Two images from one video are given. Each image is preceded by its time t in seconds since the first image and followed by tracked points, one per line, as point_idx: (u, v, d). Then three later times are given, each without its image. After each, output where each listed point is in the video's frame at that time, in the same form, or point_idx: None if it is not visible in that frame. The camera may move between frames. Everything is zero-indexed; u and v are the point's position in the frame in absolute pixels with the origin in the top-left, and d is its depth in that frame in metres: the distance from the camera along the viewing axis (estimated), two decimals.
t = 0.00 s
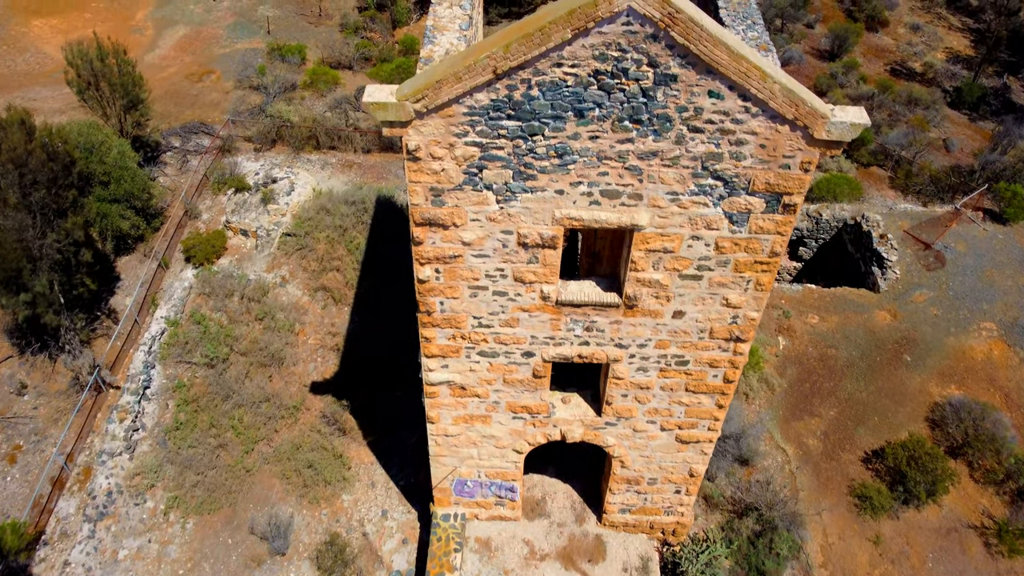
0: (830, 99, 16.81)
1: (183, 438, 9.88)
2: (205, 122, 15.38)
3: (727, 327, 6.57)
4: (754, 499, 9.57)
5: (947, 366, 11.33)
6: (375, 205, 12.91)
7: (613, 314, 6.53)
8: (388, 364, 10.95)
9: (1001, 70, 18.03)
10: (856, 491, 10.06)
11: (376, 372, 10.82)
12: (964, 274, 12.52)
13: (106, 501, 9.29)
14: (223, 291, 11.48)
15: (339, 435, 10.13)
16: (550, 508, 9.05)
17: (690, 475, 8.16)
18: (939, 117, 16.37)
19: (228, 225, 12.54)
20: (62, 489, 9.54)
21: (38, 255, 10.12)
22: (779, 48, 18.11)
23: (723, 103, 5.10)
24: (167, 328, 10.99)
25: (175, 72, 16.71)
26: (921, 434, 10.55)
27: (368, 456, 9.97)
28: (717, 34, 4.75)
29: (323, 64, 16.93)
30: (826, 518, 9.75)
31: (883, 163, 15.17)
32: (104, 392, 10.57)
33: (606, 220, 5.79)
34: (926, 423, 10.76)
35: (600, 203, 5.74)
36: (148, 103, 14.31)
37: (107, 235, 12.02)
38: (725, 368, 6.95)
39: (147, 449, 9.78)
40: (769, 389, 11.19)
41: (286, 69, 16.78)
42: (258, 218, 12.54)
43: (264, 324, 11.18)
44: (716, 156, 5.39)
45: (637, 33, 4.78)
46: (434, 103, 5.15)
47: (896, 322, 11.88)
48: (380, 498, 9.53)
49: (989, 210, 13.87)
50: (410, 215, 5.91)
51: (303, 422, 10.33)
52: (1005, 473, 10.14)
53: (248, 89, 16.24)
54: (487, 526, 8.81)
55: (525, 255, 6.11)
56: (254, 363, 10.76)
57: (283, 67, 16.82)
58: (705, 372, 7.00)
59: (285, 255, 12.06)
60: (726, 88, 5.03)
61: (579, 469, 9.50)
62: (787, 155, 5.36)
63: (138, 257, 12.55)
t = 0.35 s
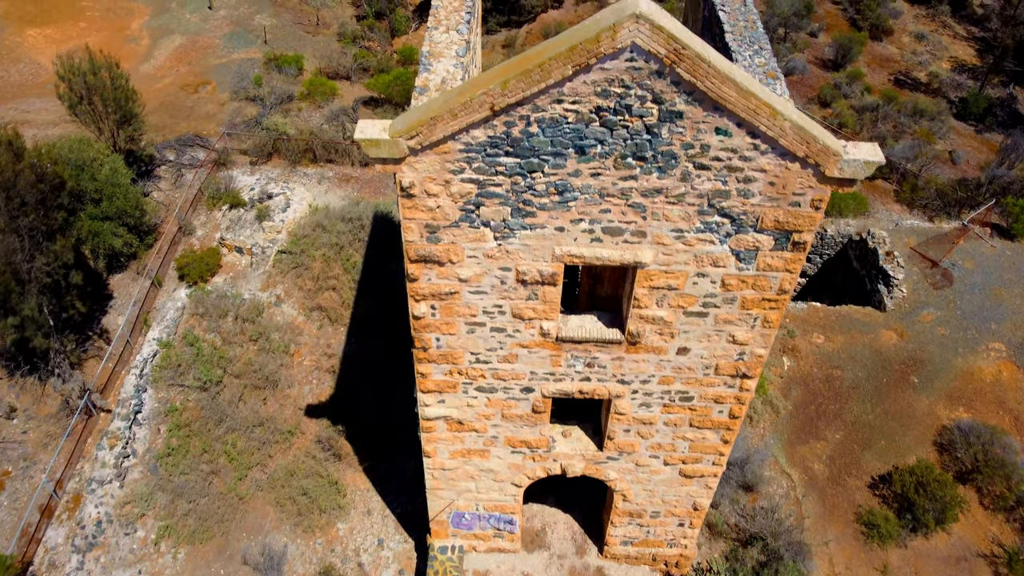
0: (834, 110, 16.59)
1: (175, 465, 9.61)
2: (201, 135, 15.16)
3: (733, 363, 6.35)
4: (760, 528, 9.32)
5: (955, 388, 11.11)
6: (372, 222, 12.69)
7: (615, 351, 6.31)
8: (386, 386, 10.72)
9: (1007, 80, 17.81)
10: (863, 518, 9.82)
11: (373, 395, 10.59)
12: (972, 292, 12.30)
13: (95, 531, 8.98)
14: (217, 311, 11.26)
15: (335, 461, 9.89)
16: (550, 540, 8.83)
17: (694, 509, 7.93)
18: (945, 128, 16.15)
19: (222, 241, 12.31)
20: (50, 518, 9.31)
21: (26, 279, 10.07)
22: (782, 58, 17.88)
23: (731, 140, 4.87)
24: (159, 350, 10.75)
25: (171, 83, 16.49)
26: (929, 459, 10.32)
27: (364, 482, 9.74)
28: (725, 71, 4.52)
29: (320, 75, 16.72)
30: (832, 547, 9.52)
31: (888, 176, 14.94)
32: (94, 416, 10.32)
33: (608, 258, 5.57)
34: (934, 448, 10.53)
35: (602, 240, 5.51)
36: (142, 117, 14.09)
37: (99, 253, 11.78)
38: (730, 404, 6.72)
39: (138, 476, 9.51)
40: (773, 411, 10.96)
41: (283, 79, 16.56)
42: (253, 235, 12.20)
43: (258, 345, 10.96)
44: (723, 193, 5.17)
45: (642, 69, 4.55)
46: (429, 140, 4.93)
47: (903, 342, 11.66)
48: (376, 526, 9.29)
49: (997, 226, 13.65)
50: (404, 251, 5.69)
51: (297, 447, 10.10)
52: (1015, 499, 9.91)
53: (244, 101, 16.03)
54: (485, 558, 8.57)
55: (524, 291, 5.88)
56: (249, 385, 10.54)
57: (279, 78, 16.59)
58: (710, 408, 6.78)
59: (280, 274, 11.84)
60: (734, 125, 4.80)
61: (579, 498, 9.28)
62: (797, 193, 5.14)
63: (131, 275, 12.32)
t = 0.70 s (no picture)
0: (837, 120, 16.39)
1: (166, 489, 9.39)
2: (196, 145, 14.97)
3: (739, 397, 6.15)
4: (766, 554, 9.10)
5: (963, 408, 10.91)
6: (370, 236, 12.47)
7: (617, 384, 6.11)
8: (383, 407, 10.50)
9: (1012, 89, 17.62)
10: (869, 542, 9.61)
11: (370, 415, 10.36)
12: (979, 309, 12.11)
13: (85, 557, 8.77)
14: (211, 329, 11.05)
15: (330, 484, 9.66)
16: (550, 568, 8.64)
17: (698, 539, 7.72)
18: (950, 139, 15.96)
19: (217, 256, 12.13)
20: (39, 544, 9.06)
21: (13, 300, 9.94)
22: (785, 67, 17.69)
23: (739, 175, 4.68)
24: (151, 370, 10.55)
25: (166, 92, 16.30)
26: (936, 482, 10.12)
27: (360, 506, 9.51)
28: (734, 106, 4.33)
29: (317, 84, 16.52)
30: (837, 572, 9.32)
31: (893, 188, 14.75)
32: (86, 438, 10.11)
33: (610, 292, 5.37)
34: (942, 470, 10.33)
35: (604, 274, 5.31)
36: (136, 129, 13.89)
37: (91, 269, 11.62)
38: (736, 437, 6.53)
39: (129, 500, 9.29)
40: (777, 432, 10.75)
41: (280, 89, 16.37)
42: (248, 249, 12.10)
43: (253, 364, 10.76)
44: (730, 229, 4.97)
45: (647, 103, 4.35)
46: (424, 174, 4.74)
47: (910, 360, 11.46)
48: (372, 552, 9.05)
49: (1004, 240, 13.47)
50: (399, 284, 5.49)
51: (292, 469, 9.88)
52: None
53: (240, 111, 15.83)
54: None
55: (524, 325, 5.68)
56: (243, 406, 10.34)
57: (276, 87, 16.40)
58: (715, 440, 6.58)
59: (276, 290, 11.64)
60: (743, 160, 4.61)
61: (580, 524, 9.09)
62: (808, 228, 4.95)
63: (124, 291, 12.12)
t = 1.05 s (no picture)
0: (841, 131, 16.17)
1: (157, 516, 9.06)
2: (191, 157, 14.73)
3: (746, 436, 5.93)
4: None
5: (971, 430, 10.68)
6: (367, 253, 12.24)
7: (620, 423, 5.88)
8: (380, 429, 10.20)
9: (1018, 98, 17.40)
10: (877, 569, 9.30)
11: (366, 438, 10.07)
12: (987, 327, 11.88)
13: None
14: (204, 350, 10.82)
15: (325, 510, 9.31)
16: None
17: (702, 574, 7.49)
18: (956, 150, 15.74)
19: (211, 273, 11.91)
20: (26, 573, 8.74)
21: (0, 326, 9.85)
22: (789, 76, 17.46)
23: (749, 215, 4.46)
24: (143, 392, 10.32)
25: (161, 102, 16.07)
26: (945, 507, 9.86)
27: (355, 532, 9.16)
28: (744, 146, 4.11)
29: (314, 94, 16.31)
30: None
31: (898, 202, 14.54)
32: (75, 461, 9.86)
33: (613, 332, 5.15)
34: (951, 494, 10.06)
35: (606, 314, 5.08)
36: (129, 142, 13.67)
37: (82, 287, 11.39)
38: (742, 475, 6.30)
39: (119, 528, 8.99)
40: (781, 455, 10.51)
41: (276, 99, 16.15)
42: (243, 266, 11.92)
43: (247, 386, 10.54)
44: (739, 269, 4.75)
45: (652, 143, 4.12)
46: (418, 214, 4.52)
47: (917, 381, 11.22)
48: None
49: (1012, 256, 13.25)
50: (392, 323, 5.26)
51: (286, 495, 9.53)
52: None
53: (236, 121, 15.61)
54: None
55: (523, 364, 5.46)
56: (236, 429, 10.10)
57: (273, 97, 16.18)
58: (721, 478, 6.35)
59: (271, 308, 11.43)
60: (753, 201, 4.38)
61: (580, 554, 8.88)
62: (820, 268, 4.72)
63: (116, 308, 11.88)
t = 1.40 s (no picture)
0: (844, 142, 15.98)
1: (148, 543, 8.82)
2: (187, 169, 14.55)
3: (752, 475, 5.73)
4: None
5: (977, 452, 10.49)
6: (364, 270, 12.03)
7: (621, 462, 5.69)
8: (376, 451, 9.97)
9: None
10: None
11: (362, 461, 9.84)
12: (994, 345, 11.70)
13: None
14: (198, 369, 10.62)
15: (318, 534, 9.09)
16: None
17: None
18: (960, 161, 15.55)
19: (205, 289, 11.73)
20: None
21: None
22: (791, 85, 17.28)
23: (756, 258, 4.27)
24: (134, 414, 10.12)
25: (156, 113, 15.88)
26: (952, 531, 9.64)
27: (350, 558, 8.94)
28: (752, 189, 3.92)
29: (311, 104, 16.11)
30: None
31: (903, 214, 14.34)
32: (65, 485, 9.65)
33: (614, 373, 4.96)
34: (957, 518, 9.84)
35: (607, 355, 4.89)
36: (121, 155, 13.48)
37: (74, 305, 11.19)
38: (747, 512, 6.11)
39: (109, 553, 8.74)
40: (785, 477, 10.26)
41: (272, 109, 15.96)
42: (237, 282, 11.74)
43: (240, 407, 10.35)
44: (746, 310, 4.56)
45: (656, 184, 3.93)
46: (411, 256, 4.33)
47: (922, 401, 11.03)
48: None
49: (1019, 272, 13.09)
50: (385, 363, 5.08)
51: (279, 519, 9.31)
52: None
53: (232, 132, 15.42)
54: None
55: (521, 404, 5.27)
56: (229, 451, 9.89)
57: (269, 107, 15.99)
58: (725, 515, 6.16)
59: (266, 326, 11.25)
60: (761, 243, 4.19)
61: None
62: (830, 310, 4.53)
63: (108, 325, 11.68)
